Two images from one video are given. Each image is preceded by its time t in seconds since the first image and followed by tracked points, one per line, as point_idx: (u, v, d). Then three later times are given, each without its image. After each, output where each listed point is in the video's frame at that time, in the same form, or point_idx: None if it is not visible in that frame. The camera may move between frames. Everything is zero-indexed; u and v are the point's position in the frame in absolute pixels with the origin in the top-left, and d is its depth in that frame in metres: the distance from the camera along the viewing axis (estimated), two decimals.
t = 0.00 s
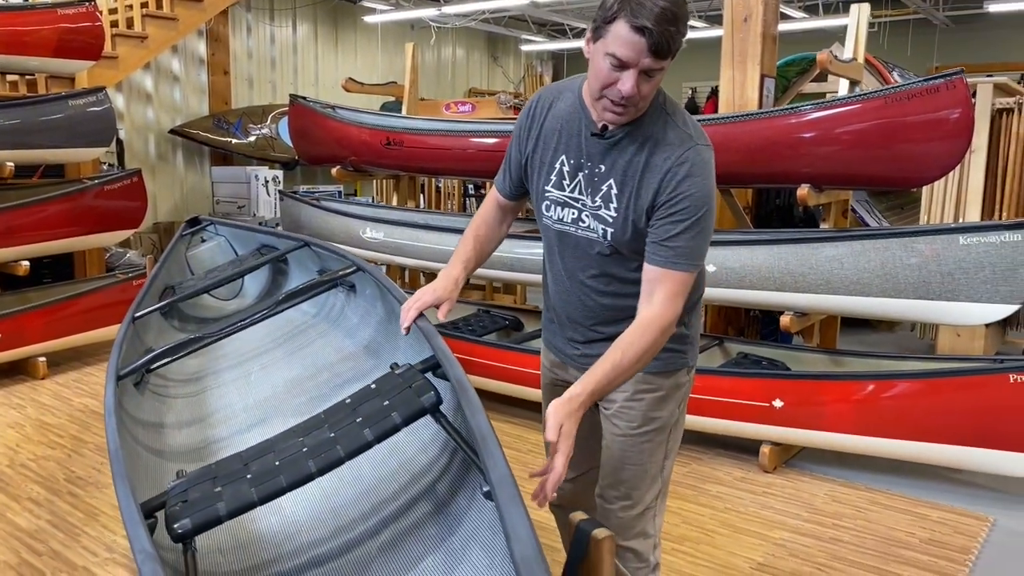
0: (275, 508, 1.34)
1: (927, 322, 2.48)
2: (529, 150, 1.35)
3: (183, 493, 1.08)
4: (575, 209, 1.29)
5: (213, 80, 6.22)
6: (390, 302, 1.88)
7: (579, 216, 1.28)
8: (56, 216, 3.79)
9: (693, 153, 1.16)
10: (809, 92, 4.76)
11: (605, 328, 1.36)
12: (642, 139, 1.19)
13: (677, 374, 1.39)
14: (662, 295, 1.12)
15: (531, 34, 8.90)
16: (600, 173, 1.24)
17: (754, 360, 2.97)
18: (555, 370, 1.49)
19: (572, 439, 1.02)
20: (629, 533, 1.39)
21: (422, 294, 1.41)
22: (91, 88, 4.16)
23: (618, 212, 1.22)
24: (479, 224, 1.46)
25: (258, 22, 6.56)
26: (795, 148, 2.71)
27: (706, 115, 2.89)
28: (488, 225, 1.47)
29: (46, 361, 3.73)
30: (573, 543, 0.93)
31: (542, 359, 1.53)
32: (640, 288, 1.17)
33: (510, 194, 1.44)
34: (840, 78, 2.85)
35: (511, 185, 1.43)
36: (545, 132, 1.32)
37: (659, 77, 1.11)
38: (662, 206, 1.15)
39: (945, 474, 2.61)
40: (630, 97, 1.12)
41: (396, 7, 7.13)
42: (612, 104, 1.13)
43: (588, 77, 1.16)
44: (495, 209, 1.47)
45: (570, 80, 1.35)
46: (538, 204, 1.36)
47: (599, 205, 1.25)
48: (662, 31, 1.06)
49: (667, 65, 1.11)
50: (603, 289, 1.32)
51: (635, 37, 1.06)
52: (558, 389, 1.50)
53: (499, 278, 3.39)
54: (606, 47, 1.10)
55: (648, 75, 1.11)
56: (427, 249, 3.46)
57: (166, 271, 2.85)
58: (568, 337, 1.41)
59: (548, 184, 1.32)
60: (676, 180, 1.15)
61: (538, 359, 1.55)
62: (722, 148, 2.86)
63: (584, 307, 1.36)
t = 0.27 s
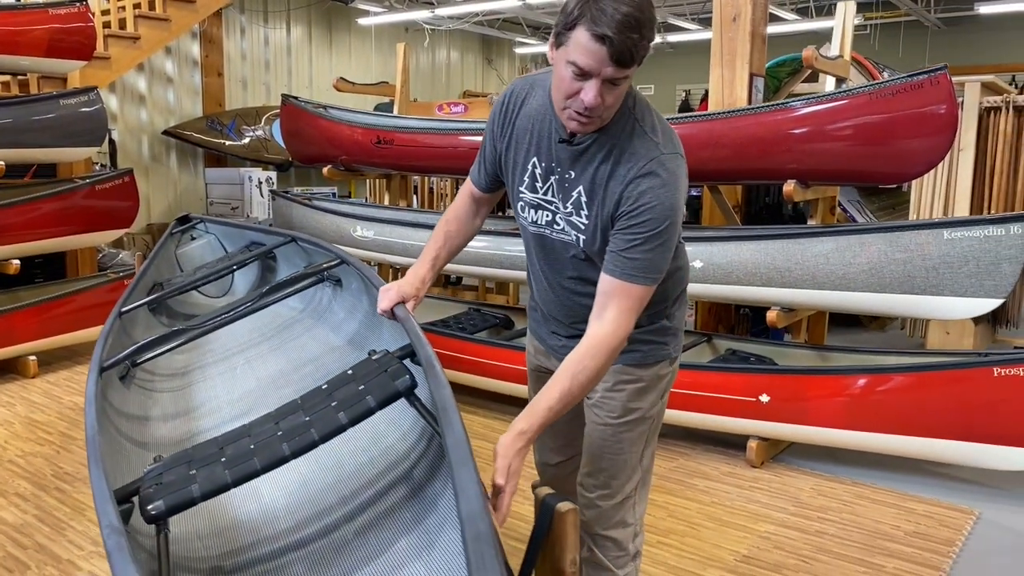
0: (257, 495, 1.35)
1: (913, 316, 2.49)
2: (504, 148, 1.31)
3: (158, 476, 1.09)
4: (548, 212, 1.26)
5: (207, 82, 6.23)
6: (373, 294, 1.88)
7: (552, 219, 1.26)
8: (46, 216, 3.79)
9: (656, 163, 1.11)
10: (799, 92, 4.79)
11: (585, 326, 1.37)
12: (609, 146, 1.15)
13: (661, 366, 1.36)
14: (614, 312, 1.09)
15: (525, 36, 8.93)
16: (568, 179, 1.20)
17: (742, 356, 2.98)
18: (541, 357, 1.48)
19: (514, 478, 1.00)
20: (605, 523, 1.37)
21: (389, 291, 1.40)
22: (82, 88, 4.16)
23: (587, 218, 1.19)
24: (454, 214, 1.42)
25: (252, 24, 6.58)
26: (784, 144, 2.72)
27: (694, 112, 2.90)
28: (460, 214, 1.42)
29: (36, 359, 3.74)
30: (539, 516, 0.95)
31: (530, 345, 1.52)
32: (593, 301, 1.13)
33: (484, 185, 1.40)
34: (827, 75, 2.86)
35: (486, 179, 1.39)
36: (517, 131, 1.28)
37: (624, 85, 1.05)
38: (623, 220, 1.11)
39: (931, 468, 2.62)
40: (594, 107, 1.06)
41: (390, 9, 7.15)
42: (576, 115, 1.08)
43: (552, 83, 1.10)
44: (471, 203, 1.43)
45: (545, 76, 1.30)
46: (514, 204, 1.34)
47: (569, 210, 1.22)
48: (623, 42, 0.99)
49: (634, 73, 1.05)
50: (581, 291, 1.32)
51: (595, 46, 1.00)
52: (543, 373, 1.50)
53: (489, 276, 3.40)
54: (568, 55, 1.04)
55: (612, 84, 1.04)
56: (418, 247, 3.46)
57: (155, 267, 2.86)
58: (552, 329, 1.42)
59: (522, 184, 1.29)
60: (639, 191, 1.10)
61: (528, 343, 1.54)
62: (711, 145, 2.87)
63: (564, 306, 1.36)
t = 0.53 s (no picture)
0: (242, 485, 1.34)
1: (908, 314, 2.48)
2: (487, 145, 1.31)
3: (137, 464, 1.09)
4: (531, 211, 1.26)
5: (208, 85, 6.25)
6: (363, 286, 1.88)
7: (535, 218, 1.26)
8: (45, 215, 3.80)
9: (634, 165, 1.11)
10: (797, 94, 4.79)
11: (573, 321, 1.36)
12: (588, 148, 1.14)
13: (647, 361, 1.36)
14: (585, 318, 1.09)
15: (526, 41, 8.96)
16: (549, 179, 1.20)
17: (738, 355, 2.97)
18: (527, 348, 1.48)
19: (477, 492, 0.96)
20: (592, 516, 1.36)
21: (370, 279, 1.40)
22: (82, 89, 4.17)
23: (567, 218, 1.20)
24: (436, 204, 1.44)
25: (253, 27, 6.60)
26: (782, 141, 2.71)
27: (690, 110, 2.90)
28: (443, 206, 1.45)
29: (34, 359, 3.74)
30: (514, 497, 1.04)
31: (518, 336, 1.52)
32: (567, 304, 1.13)
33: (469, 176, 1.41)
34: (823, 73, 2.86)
35: (469, 170, 1.40)
36: (499, 128, 1.28)
37: (601, 87, 1.04)
38: (600, 222, 1.11)
39: (927, 466, 2.61)
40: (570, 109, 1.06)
41: (391, 13, 7.17)
42: (553, 117, 1.07)
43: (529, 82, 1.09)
44: (454, 192, 1.44)
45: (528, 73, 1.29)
46: (498, 202, 1.34)
47: (551, 211, 1.22)
48: (596, 47, 0.98)
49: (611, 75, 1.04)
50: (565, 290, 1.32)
51: (569, 51, 0.98)
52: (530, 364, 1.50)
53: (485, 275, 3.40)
54: (543, 58, 1.03)
55: (589, 87, 1.04)
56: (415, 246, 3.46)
57: (151, 265, 2.86)
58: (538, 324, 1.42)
59: (505, 183, 1.29)
60: (615, 193, 1.11)
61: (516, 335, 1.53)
62: (707, 143, 2.87)
63: (549, 302, 1.37)
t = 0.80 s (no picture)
0: (241, 482, 1.34)
1: (916, 314, 2.46)
2: (481, 143, 1.31)
3: (132, 460, 1.09)
4: (525, 210, 1.26)
5: (220, 88, 6.29)
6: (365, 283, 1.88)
7: (530, 216, 1.26)
8: (57, 216, 3.84)
9: (626, 160, 1.10)
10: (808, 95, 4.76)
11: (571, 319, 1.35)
12: (581, 145, 1.14)
13: (644, 357, 1.35)
14: (579, 317, 1.09)
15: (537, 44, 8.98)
16: (542, 177, 1.19)
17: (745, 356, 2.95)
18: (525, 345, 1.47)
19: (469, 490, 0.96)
20: (589, 514, 1.36)
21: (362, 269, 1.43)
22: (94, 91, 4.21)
23: (561, 215, 1.19)
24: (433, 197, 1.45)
25: (265, 30, 6.65)
26: (790, 140, 2.70)
27: (697, 109, 2.89)
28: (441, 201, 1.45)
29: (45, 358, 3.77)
30: (499, 486, 1.05)
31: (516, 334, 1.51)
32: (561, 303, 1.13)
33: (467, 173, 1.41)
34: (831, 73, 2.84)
35: (466, 167, 1.39)
36: (493, 125, 1.27)
37: (589, 82, 1.04)
38: (592, 218, 1.11)
39: (936, 469, 2.59)
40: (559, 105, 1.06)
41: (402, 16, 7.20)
42: (542, 115, 1.07)
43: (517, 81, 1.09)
44: (450, 188, 1.44)
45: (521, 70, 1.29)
46: (494, 200, 1.33)
47: (545, 208, 1.21)
48: (582, 42, 0.98)
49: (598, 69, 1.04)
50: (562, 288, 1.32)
51: (555, 47, 0.98)
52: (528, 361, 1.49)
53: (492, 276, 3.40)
54: (529, 55, 1.03)
55: (577, 83, 1.04)
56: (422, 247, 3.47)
57: (159, 265, 2.88)
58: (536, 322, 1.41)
59: (500, 181, 1.29)
60: (607, 190, 1.10)
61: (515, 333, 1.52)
62: (714, 143, 2.86)
63: (546, 301, 1.36)
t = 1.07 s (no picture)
0: (253, 480, 1.37)
1: (937, 320, 2.43)
2: (488, 150, 1.33)
3: (143, 458, 1.13)
4: (529, 217, 1.28)
5: (248, 93, 6.39)
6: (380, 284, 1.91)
7: (534, 223, 1.28)
8: (87, 219, 3.93)
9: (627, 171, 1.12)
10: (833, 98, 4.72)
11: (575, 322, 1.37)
12: (583, 155, 1.15)
13: (647, 361, 1.36)
14: (579, 326, 1.10)
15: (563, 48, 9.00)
16: (546, 185, 1.21)
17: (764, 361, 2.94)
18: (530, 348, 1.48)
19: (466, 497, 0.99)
20: (594, 518, 1.37)
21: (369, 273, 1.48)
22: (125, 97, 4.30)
23: (563, 224, 1.21)
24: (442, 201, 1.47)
25: (293, 36, 6.75)
26: (812, 144, 2.68)
27: (717, 114, 2.88)
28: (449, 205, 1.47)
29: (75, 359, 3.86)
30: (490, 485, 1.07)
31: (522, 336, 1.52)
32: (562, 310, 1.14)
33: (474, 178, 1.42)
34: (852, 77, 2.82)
35: (473, 172, 1.41)
36: (499, 132, 1.29)
37: (590, 100, 1.05)
38: (593, 228, 1.12)
39: (957, 477, 2.55)
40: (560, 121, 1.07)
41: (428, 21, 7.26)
42: (544, 129, 1.09)
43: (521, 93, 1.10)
44: (459, 192, 1.46)
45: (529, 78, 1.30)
46: (500, 206, 1.35)
47: (548, 216, 1.23)
48: (584, 63, 0.99)
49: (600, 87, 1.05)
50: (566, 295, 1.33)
51: (557, 66, 1.00)
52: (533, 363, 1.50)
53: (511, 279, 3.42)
54: (532, 71, 1.04)
55: (579, 100, 1.05)
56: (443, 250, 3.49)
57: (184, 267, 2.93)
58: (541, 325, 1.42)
59: (505, 188, 1.31)
60: (608, 200, 1.11)
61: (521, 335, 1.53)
62: (733, 147, 2.85)
63: (551, 305, 1.37)
